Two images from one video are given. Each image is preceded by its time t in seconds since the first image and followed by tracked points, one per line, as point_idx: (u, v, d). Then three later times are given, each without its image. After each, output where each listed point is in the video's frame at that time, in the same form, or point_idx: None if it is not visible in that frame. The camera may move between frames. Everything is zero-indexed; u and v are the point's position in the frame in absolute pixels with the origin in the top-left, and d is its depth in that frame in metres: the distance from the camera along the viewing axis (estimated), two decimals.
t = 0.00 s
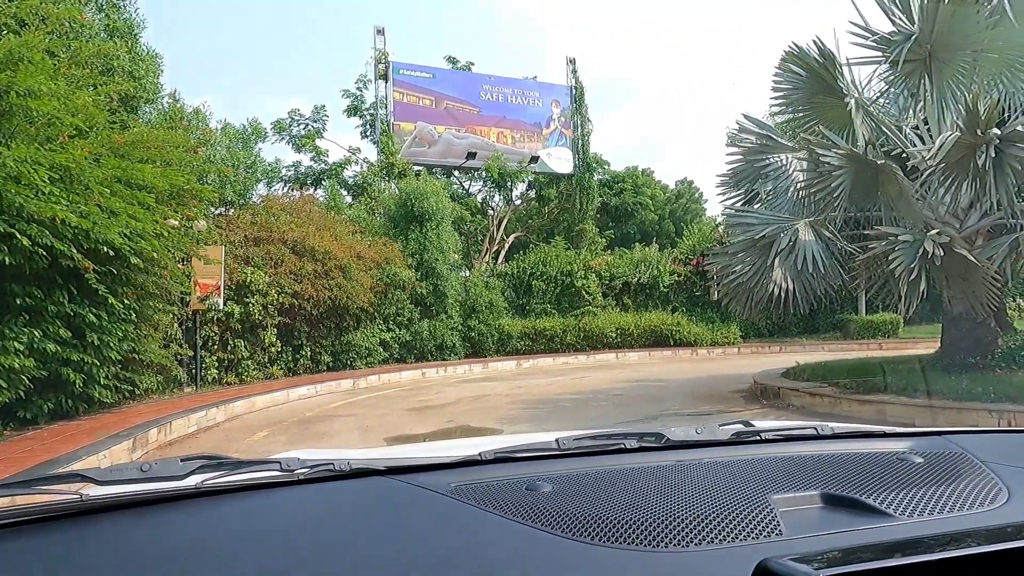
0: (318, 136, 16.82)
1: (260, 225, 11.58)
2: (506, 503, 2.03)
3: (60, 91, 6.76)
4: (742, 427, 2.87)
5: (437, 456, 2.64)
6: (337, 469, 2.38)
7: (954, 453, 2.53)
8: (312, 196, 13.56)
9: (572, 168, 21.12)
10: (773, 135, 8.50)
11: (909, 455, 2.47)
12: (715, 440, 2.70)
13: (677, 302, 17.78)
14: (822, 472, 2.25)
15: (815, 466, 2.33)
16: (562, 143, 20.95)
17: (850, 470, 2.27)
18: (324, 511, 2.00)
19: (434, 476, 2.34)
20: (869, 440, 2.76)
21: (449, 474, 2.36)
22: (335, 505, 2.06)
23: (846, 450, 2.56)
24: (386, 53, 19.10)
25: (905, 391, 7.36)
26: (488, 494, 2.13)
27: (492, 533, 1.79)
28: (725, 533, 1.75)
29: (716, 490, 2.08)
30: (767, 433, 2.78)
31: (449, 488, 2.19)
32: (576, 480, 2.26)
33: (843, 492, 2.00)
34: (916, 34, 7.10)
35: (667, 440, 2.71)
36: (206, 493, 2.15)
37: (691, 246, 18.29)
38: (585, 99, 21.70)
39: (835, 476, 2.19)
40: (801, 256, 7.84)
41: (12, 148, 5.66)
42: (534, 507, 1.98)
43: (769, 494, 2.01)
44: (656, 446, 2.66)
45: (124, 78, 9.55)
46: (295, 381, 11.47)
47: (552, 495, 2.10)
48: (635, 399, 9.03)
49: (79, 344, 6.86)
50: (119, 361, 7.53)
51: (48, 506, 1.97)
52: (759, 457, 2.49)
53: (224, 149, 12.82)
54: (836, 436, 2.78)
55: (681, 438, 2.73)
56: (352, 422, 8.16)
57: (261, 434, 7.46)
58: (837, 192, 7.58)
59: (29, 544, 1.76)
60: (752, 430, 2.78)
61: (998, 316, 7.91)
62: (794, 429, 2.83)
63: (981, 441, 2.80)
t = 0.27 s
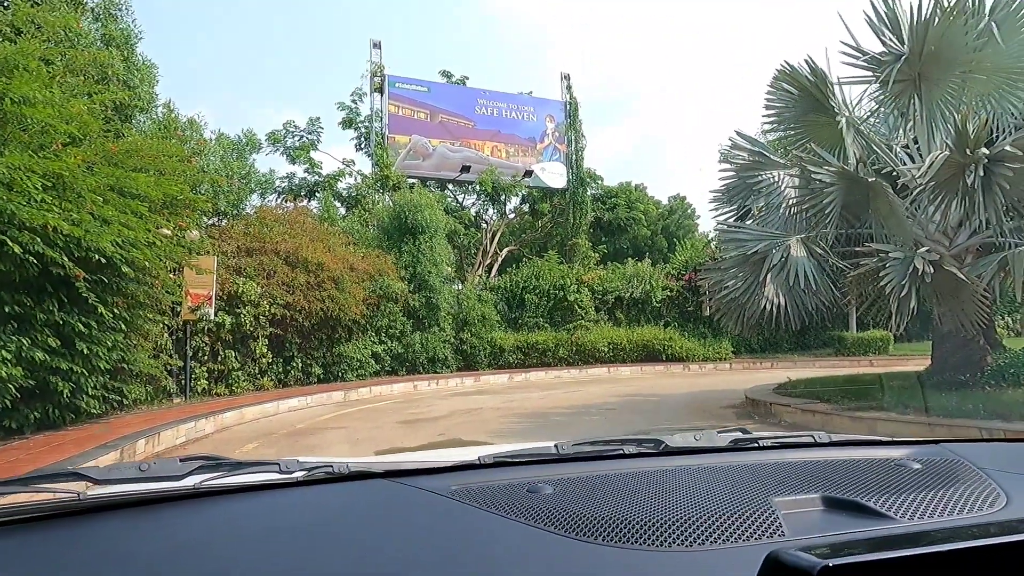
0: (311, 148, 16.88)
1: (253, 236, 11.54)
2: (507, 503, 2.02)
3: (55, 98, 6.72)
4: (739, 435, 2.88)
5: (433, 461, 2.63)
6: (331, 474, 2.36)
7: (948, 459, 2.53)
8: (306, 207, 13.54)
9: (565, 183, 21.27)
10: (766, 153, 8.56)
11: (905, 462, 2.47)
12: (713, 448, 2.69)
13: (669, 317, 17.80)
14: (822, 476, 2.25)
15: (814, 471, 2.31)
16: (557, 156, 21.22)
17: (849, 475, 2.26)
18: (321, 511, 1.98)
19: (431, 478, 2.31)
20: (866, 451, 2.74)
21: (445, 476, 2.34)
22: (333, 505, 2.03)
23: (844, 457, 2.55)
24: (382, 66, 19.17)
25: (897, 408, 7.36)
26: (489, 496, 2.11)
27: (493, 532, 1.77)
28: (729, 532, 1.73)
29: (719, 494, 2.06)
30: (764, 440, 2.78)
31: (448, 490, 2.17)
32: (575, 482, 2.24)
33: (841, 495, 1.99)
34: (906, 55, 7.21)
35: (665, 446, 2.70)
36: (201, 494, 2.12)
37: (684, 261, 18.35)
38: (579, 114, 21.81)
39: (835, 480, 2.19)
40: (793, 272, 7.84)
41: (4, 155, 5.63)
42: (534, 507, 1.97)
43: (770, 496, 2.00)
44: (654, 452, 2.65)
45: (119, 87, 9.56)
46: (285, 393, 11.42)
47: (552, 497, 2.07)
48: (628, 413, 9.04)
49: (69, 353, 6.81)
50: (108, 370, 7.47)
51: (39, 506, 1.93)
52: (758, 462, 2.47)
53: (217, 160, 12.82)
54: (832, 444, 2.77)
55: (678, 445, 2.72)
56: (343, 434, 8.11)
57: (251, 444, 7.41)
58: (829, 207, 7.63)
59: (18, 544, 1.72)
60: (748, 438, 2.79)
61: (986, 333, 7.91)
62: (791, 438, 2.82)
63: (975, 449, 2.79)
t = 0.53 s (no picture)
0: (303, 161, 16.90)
1: (243, 248, 11.48)
2: (496, 538, 1.98)
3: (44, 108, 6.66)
4: (731, 465, 2.85)
5: (420, 483, 2.63)
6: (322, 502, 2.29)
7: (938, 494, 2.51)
8: (297, 220, 13.50)
9: (556, 199, 21.34)
10: (755, 171, 8.61)
11: (897, 496, 2.44)
12: (704, 478, 2.66)
13: (660, 333, 17.83)
14: (814, 510, 2.23)
15: (809, 506, 2.28)
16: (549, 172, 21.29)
17: (842, 511, 2.23)
18: (308, 542, 1.94)
19: (421, 509, 2.27)
20: (855, 479, 2.73)
21: (435, 507, 2.30)
22: (321, 537, 1.99)
23: (835, 490, 2.51)
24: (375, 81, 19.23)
25: (884, 426, 7.39)
26: (477, 529, 2.07)
27: (481, 569, 1.74)
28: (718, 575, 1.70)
29: (710, 531, 2.03)
30: (755, 471, 2.75)
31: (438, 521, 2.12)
32: (567, 517, 2.20)
33: (831, 532, 1.97)
34: (893, 78, 7.28)
35: (656, 476, 2.66)
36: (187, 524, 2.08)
37: (674, 277, 18.40)
38: (571, 130, 21.92)
39: (827, 516, 2.16)
40: (782, 290, 7.88)
41: None
42: (522, 543, 1.93)
43: (761, 534, 1.97)
44: (644, 482, 2.61)
45: (110, 98, 9.55)
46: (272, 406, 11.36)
47: (544, 532, 2.03)
48: (616, 430, 9.04)
49: (54, 365, 6.77)
50: (94, 382, 7.43)
51: (21, 540, 1.89)
52: (752, 496, 2.44)
53: (208, 171, 12.79)
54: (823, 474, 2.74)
55: (669, 474, 2.68)
56: (331, 449, 8.08)
57: (238, 459, 7.36)
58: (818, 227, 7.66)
59: None
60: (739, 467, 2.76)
61: (973, 352, 7.95)
62: (781, 467, 2.80)
63: (960, 476, 2.81)
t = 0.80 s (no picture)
0: (294, 173, 16.87)
1: (232, 260, 11.38)
2: None
3: (32, 118, 6.59)
4: (738, 502, 2.32)
5: (406, 506, 2.50)
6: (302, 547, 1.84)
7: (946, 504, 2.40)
8: (289, 231, 13.43)
9: (548, 212, 21.34)
10: (748, 187, 8.57)
11: (916, 541, 2.06)
12: (711, 519, 2.17)
13: (651, 346, 17.79)
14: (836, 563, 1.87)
15: (827, 557, 1.92)
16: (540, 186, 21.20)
17: (869, 565, 1.87)
18: None
19: (407, 525, 2.08)
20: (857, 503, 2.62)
21: (421, 521, 2.14)
22: None
23: (836, 500, 2.43)
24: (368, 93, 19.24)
25: (876, 443, 7.34)
26: None
27: None
28: None
29: None
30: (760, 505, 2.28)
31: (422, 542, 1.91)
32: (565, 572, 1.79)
33: None
34: (883, 95, 7.27)
35: (659, 516, 2.16)
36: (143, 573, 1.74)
37: (666, 291, 18.37)
38: (563, 144, 21.96)
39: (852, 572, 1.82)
40: (774, 304, 7.81)
41: None
42: None
43: None
44: (641, 502, 2.49)
45: (101, 109, 9.49)
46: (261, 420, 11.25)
47: None
48: (608, 446, 8.93)
49: (38, 378, 6.68)
50: (79, 396, 7.33)
51: None
52: (763, 543, 2.02)
53: (199, 183, 12.73)
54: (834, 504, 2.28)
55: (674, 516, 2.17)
56: (319, 464, 7.94)
57: (224, 474, 7.23)
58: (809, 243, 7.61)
59: None
60: (746, 504, 2.24)
61: (963, 369, 7.89)
62: (788, 501, 2.33)
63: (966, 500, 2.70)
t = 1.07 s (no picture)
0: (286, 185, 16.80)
1: (222, 272, 11.28)
2: None
3: (21, 128, 6.50)
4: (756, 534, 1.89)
5: (392, 530, 2.37)
6: None
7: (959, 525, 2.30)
8: (279, 243, 13.35)
9: (540, 226, 21.32)
10: (738, 202, 8.67)
11: None
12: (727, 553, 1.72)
13: (643, 360, 17.73)
14: None
15: None
16: (532, 199, 21.40)
17: None
18: None
19: (385, 558, 1.82)
20: (862, 522, 2.52)
21: (401, 553, 1.90)
22: None
23: (842, 522, 2.33)
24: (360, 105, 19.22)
25: (869, 457, 7.26)
26: None
27: None
28: None
29: None
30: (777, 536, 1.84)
31: (406, 572, 1.65)
32: None
33: None
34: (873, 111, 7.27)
35: (674, 548, 1.71)
36: None
37: (657, 304, 18.35)
38: (555, 158, 21.99)
39: None
40: (766, 319, 7.76)
41: None
42: None
43: None
44: (638, 525, 2.38)
45: (92, 119, 9.43)
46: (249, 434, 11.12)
47: None
48: (600, 461, 8.82)
49: (21, 391, 6.55)
50: (63, 409, 7.20)
51: None
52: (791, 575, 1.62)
53: (190, 194, 12.66)
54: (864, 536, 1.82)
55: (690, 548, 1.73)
56: (307, 480, 7.80)
57: (211, 490, 7.08)
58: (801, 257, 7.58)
59: None
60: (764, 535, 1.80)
61: (954, 383, 7.73)
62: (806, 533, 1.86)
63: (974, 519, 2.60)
